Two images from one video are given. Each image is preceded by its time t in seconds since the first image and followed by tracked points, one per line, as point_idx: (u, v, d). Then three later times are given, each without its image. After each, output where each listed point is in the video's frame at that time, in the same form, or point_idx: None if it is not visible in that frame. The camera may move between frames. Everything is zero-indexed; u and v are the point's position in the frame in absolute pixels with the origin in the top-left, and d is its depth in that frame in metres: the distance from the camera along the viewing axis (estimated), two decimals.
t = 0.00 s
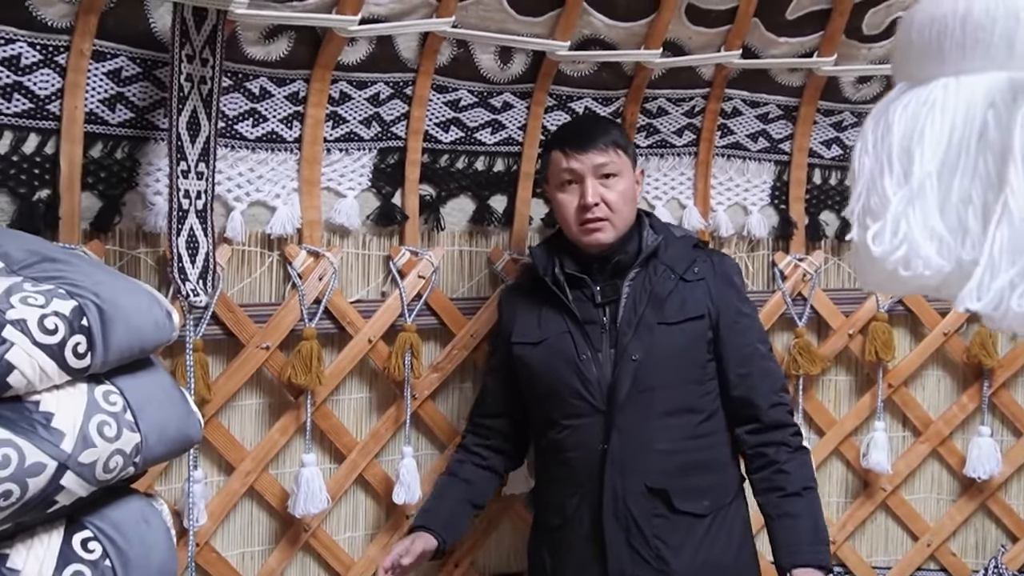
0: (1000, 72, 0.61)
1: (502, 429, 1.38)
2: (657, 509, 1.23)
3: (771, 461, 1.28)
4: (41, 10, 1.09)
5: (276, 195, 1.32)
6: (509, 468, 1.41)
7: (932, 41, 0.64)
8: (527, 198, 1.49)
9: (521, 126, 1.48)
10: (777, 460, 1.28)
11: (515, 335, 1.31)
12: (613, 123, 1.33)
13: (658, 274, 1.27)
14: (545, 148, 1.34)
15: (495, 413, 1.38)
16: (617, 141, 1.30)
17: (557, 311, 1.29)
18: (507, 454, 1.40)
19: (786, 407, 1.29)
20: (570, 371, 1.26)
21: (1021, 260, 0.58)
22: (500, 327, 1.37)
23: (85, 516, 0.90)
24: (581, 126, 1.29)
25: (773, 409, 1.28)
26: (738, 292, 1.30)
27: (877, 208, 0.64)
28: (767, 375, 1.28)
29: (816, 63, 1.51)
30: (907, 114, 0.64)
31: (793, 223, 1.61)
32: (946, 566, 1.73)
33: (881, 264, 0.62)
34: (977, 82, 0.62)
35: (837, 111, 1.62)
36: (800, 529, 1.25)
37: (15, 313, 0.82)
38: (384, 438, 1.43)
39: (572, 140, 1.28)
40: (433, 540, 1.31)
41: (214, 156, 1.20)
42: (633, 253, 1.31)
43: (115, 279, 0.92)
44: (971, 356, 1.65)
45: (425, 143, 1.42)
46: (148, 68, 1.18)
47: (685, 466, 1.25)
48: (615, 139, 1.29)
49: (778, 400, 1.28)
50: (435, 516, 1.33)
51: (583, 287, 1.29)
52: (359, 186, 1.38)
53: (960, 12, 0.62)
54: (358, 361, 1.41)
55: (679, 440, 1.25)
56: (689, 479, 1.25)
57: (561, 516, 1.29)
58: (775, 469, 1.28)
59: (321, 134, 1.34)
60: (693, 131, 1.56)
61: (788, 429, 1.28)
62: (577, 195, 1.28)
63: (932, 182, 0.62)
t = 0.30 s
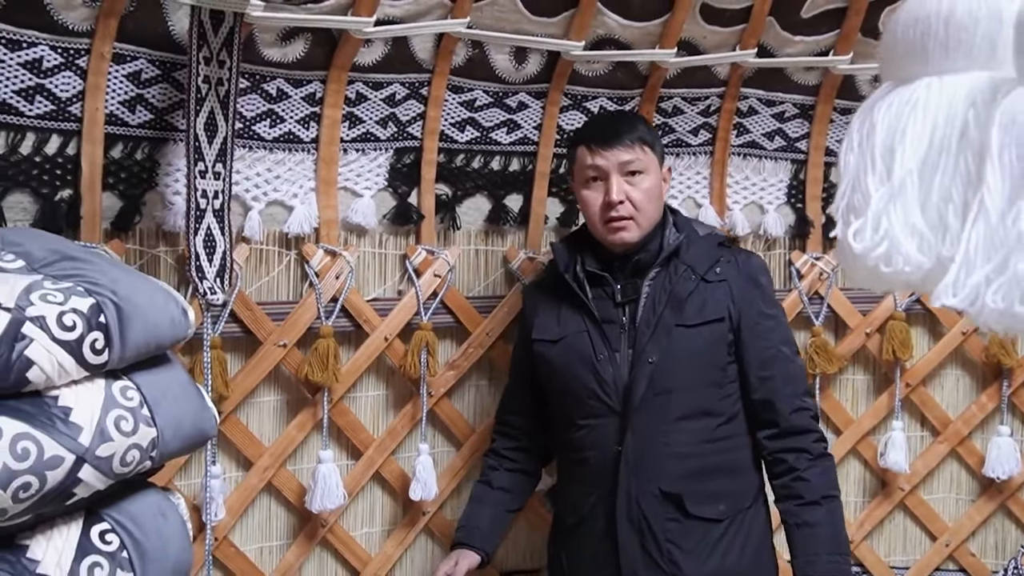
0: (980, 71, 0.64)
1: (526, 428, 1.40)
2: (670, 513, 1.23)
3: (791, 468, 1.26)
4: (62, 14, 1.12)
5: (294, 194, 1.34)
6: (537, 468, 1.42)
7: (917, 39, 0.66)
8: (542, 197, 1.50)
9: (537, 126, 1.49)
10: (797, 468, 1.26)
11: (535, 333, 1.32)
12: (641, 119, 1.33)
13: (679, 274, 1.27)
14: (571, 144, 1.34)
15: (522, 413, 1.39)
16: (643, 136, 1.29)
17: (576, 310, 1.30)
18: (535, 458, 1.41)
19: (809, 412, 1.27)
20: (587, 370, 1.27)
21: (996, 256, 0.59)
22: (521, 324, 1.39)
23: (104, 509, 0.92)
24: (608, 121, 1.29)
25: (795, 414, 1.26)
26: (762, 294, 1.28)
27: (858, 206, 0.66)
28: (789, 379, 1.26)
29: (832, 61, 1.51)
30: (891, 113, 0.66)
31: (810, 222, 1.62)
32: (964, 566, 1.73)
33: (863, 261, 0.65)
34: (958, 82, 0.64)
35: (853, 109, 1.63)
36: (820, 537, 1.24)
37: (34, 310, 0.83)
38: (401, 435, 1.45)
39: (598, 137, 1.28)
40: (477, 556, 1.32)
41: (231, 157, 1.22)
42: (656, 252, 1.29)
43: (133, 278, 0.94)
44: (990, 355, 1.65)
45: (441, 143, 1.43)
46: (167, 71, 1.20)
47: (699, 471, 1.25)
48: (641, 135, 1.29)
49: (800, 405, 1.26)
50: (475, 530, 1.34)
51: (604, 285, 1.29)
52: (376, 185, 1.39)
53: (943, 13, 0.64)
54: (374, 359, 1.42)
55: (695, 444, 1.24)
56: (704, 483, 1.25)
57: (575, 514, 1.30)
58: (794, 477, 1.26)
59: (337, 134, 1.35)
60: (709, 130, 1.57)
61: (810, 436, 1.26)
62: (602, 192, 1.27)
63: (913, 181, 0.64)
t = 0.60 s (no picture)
0: (976, 75, 0.67)
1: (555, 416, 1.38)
2: (694, 522, 1.18)
3: (827, 489, 1.19)
4: (89, 19, 1.14)
5: (315, 194, 1.35)
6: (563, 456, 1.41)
7: (914, 46, 0.70)
8: (560, 197, 1.52)
9: (555, 127, 1.50)
10: (833, 489, 1.18)
11: (573, 324, 1.28)
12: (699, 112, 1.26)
13: (723, 276, 1.20)
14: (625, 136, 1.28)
15: (552, 400, 1.38)
16: (703, 132, 1.23)
17: (616, 304, 1.25)
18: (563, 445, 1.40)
19: (851, 431, 1.18)
20: (621, 368, 1.22)
21: (985, 254, 0.61)
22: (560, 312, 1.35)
23: (129, 501, 0.94)
24: (668, 114, 1.23)
25: (836, 431, 1.18)
26: (809, 303, 1.20)
27: (855, 205, 0.70)
28: (832, 393, 1.18)
29: (849, 62, 1.53)
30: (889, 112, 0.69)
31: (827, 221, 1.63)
32: (983, 567, 1.74)
33: (860, 258, 0.69)
34: (954, 85, 0.67)
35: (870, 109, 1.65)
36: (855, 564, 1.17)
37: (63, 307, 0.85)
38: (420, 433, 1.47)
39: (659, 130, 1.22)
40: (480, 528, 1.31)
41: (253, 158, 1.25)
42: (702, 249, 1.22)
43: (158, 277, 0.97)
44: (1009, 355, 1.65)
45: (460, 144, 1.45)
46: (190, 74, 1.23)
47: (729, 480, 1.19)
48: (702, 130, 1.23)
49: (841, 422, 1.18)
50: (485, 506, 1.33)
51: (646, 280, 1.24)
52: (395, 186, 1.41)
53: (939, 19, 0.67)
54: (394, 357, 1.44)
55: (727, 453, 1.19)
56: (736, 494, 1.19)
57: (602, 514, 1.26)
58: (830, 498, 1.19)
59: (358, 135, 1.37)
60: (727, 131, 1.58)
61: (849, 455, 1.18)
62: (658, 187, 1.21)
63: (907, 181, 0.68)
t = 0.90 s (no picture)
0: (969, 83, 0.63)
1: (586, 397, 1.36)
2: (720, 526, 1.17)
3: (870, 504, 1.18)
4: (112, 25, 1.17)
5: (332, 196, 1.38)
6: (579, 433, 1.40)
7: (909, 53, 0.66)
8: (574, 199, 1.54)
9: (569, 129, 1.52)
10: (877, 505, 1.17)
11: (617, 310, 1.27)
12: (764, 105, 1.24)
13: (776, 276, 1.18)
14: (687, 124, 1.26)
15: (584, 379, 1.36)
16: (768, 125, 1.21)
17: (660, 292, 1.24)
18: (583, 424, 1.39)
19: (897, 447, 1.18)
20: (659, 359, 1.21)
21: (975, 257, 0.57)
22: (604, 296, 1.34)
23: (151, 495, 0.97)
24: (734, 105, 1.21)
25: (882, 446, 1.17)
26: (861, 313, 1.19)
27: (851, 208, 0.65)
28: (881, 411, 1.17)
29: (863, 63, 1.55)
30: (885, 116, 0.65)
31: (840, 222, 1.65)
32: (997, 567, 1.76)
33: (854, 261, 0.64)
34: (949, 92, 0.63)
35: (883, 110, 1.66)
36: None
37: (87, 307, 0.87)
38: (435, 431, 1.50)
39: (725, 121, 1.19)
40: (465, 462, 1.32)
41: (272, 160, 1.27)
42: (758, 245, 1.20)
43: (178, 277, 0.99)
44: None
45: (475, 146, 1.47)
46: (211, 78, 1.25)
47: (763, 486, 1.18)
48: (767, 122, 1.20)
49: (888, 438, 1.17)
50: (482, 446, 1.33)
51: (696, 272, 1.23)
52: (412, 188, 1.43)
53: (934, 28, 0.64)
54: (410, 356, 1.47)
55: (762, 459, 1.18)
56: (768, 501, 1.19)
57: (627, 505, 1.26)
58: (873, 514, 1.18)
59: (374, 138, 1.39)
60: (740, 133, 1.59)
61: (896, 473, 1.18)
62: (721, 179, 1.20)
63: (902, 186, 0.63)
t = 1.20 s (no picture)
0: (965, 84, 0.58)
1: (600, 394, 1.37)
2: (744, 532, 1.19)
3: (900, 514, 1.18)
4: (130, 28, 1.19)
5: (346, 195, 1.39)
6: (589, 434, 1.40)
7: (906, 55, 0.60)
8: (586, 198, 1.55)
9: (581, 129, 1.53)
10: (906, 514, 1.18)
11: (639, 309, 1.28)
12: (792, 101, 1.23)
13: (807, 279, 1.19)
14: (712, 122, 1.25)
15: (599, 376, 1.37)
16: (798, 120, 1.20)
17: (685, 292, 1.25)
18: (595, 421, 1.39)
19: (927, 455, 1.18)
20: (685, 359, 1.22)
21: (972, 253, 0.53)
22: (622, 296, 1.35)
23: (168, 489, 0.99)
24: (765, 101, 1.20)
25: (913, 453, 1.17)
26: (892, 316, 1.20)
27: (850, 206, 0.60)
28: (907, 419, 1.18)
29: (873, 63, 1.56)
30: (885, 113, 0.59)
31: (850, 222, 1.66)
32: (1008, 567, 1.76)
33: (852, 262, 0.58)
34: (948, 93, 0.58)
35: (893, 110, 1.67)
36: None
37: (104, 304, 0.90)
38: (447, 428, 1.51)
39: (757, 119, 1.19)
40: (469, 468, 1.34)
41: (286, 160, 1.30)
42: (788, 247, 1.21)
43: (193, 275, 1.02)
44: None
45: (487, 146, 1.48)
46: (226, 80, 1.28)
47: (790, 493, 1.20)
48: (798, 117, 1.20)
49: (918, 446, 1.18)
50: (485, 452, 1.35)
51: (722, 272, 1.24)
52: (424, 187, 1.45)
53: (931, 28, 0.58)
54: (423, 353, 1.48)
55: (787, 465, 1.19)
56: (792, 508, 1.20)
57: (643, 509, 1.27)
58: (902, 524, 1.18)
59: (387, 139, 1.41)
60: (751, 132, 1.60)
61: (925, 481, 1.18)
62: (754, 179, 1.19)
63: (901, 185, 0.58)
